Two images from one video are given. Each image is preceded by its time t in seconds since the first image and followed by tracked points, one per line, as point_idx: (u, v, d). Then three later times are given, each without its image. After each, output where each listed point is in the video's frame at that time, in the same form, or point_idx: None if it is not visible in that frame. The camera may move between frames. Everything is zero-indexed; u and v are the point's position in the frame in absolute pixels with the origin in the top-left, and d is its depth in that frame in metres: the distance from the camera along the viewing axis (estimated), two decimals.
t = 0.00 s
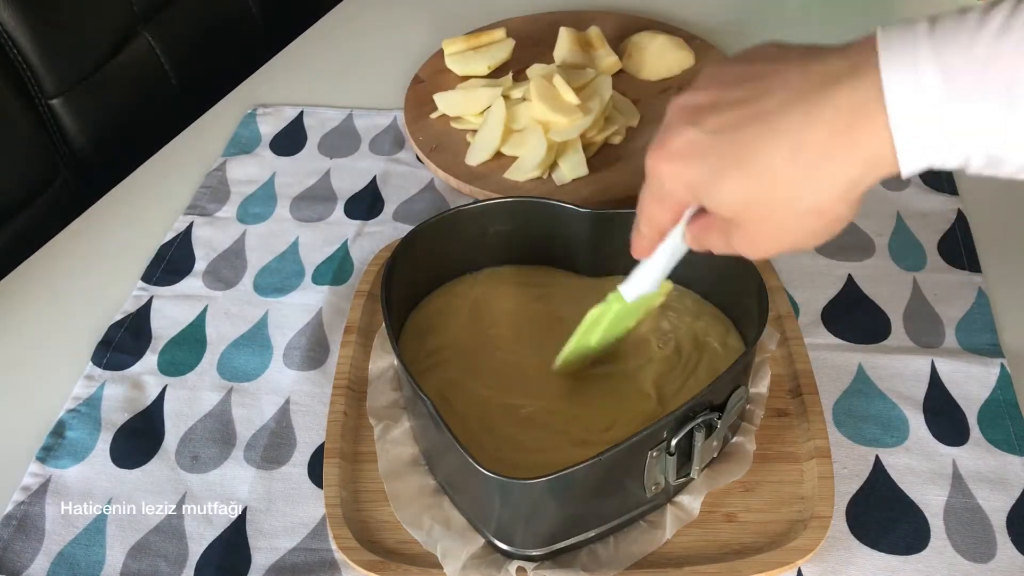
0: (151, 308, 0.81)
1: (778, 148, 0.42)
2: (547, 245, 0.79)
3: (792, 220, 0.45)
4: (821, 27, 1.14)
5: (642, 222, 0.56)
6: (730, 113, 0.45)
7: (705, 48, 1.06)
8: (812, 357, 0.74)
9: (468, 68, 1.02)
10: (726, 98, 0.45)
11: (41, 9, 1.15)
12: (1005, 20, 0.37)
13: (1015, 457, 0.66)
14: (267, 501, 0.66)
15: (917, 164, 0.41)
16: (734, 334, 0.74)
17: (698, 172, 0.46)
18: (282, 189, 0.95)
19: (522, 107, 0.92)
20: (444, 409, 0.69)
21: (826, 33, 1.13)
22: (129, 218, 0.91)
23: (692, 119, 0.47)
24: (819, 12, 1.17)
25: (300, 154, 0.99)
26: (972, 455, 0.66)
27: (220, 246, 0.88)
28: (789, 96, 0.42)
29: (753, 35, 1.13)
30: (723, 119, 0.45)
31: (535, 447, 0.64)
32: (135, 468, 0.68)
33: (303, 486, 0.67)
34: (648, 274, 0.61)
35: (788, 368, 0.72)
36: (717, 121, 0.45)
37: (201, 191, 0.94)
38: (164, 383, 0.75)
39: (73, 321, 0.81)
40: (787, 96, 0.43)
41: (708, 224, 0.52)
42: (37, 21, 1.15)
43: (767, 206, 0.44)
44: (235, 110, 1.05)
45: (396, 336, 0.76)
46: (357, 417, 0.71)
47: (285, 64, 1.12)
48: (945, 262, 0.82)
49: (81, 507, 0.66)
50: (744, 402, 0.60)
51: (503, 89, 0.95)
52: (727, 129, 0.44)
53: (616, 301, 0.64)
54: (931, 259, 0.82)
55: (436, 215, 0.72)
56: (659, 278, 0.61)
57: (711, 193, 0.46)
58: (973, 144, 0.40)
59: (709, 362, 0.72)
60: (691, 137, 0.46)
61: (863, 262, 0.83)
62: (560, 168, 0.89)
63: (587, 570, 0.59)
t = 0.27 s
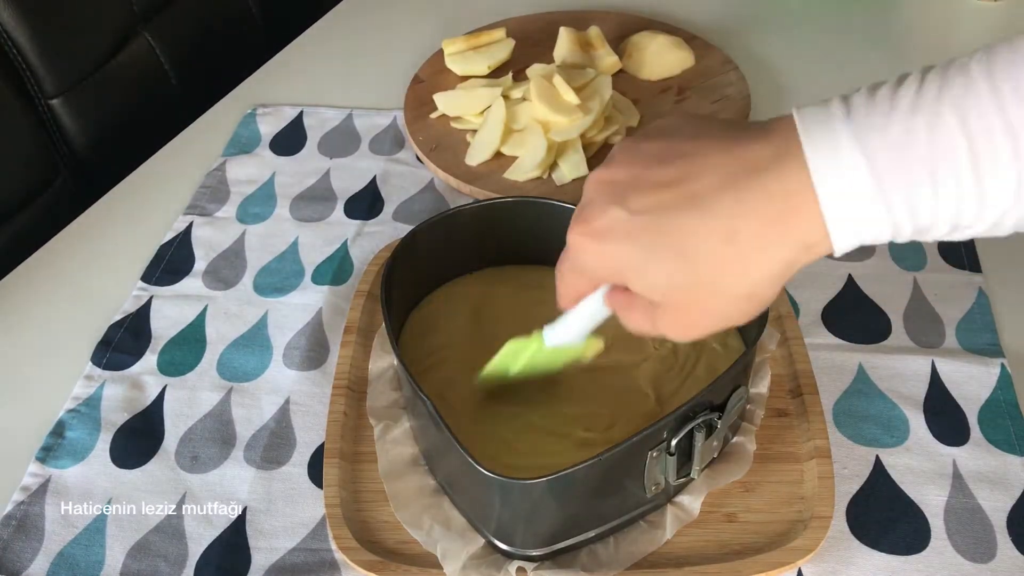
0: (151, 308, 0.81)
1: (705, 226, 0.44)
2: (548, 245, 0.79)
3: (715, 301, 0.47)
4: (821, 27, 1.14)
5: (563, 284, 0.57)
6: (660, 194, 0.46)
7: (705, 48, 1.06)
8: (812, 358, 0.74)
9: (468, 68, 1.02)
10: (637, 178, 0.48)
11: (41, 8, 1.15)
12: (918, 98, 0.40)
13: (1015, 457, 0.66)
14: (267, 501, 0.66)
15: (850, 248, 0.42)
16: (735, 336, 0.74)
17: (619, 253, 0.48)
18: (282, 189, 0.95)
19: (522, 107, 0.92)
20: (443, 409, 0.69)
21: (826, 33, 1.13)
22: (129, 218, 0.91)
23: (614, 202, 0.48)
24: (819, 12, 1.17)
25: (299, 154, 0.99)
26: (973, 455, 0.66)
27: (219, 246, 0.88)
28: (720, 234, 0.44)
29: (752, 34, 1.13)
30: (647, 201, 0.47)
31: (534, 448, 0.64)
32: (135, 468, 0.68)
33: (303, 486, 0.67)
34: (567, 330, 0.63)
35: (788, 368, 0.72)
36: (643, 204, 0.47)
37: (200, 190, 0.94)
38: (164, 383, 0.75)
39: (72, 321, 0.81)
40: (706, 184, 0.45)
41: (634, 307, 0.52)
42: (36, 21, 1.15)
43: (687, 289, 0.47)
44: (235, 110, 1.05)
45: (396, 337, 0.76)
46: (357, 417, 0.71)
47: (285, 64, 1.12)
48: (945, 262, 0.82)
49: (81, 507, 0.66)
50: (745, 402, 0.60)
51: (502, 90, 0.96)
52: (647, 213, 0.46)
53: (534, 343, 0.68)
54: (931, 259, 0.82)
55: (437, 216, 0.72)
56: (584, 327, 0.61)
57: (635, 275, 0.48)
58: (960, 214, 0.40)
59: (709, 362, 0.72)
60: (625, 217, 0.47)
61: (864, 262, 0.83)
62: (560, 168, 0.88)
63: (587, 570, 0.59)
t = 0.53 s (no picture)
0: (151, 308, 0.81)
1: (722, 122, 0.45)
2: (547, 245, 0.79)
3: (733, 211, 0.48)
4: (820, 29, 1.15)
5: (571, 209, 0.54)
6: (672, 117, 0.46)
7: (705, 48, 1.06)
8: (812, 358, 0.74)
9: (468, 68, 1.02)
10: (660, 96, 0.47)
11: (41, 8, 1.15)
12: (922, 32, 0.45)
13: (1016, 457, 0.66)
14: (267, 501, 0.66)
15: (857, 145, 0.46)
16: (734, 334, 0.74)
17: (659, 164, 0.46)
18: (281, 189, 0.95)
19: (522, 107, 0.92)
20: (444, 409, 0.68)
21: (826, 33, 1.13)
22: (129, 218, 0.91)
23: (633, 120, 0.47)
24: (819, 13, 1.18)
25: (299, 154, 0.99)
26: (973, 455, 0.66)
27: (219, 246, 0.88)
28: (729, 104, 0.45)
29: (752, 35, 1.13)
30: (675, 116, 0.46)
31: (534, 448, 0.64)
32: (135, 468, 0.68)
33: (303, 486, 0.67)
34: (568, 262, 0.60)
35: (788, 368, 0.72)
36: (671, 117, 0.46)
37: (200, 190, 0.94)
38: (164, 383, 0.75)
39: (73, 321, 0.81)
40: (743, 117, 0.45)
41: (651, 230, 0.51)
42: (36, 21, 1.15)
43: (709, 203, 0.47)
44: (235, 110, 1.05)
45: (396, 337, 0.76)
46: (357, 417, 0.71)
47: (285, 64, 1.12)
48: (946, 262, 0.82)
49: (81, 507, 0.66)
50: (745, 402, 0.60)
51: (503, 90, 0.96)
52: (675, 125, 0.46)
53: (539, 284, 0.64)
54: (932, 259, 0.82)
55: (437, 216, 0.72)
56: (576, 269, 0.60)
57: (660, 183, 0.47)
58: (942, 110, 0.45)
59: (709, 363, 0.72)
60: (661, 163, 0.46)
61: (864, 262, 0.83)
62: (560, 167, 0.88)
63: (587, 570, 0.59)
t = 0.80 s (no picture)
0: (151, 308, 0.81)
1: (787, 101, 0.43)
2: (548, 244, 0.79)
3: (818, 165, 0.45)
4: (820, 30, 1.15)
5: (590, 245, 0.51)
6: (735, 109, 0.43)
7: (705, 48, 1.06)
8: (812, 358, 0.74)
9: (467, 68, 1.02)
10: (697, 76, 0.44)
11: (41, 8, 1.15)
12: None
13: (1015, 457, 0.66)
14: (267, 501, 0.66)
15: (894, 106, 0.46)
16: (734, 331, 0.74)
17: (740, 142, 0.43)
18: (282, 189, 0.95)
19: (522, 107, 0.92)
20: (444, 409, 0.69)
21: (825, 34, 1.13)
22: (129, 218, 0.91)
23: (703, 113, 0.43)
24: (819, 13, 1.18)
25: (299, 154, 0.99)
26: (972, 455, 0.66)
27: (219, 246, 0.88)
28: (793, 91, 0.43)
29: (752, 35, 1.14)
30: (744, 101, 0.43)
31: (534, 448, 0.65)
32: (135, 468, 0.68)
33: (303, 486, 0.67)
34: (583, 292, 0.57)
35: (788, 368, 0.72)
36: (738, 103, 0.43)
37: (200, 190, 0.94)
38: (164, 383, 0.75)
39: (73, 321, 0.81)
40: (793, 81, 0.43)
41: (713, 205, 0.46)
42: (36, 21, 1.15)
43: (796, 172, 0.44)
44: (235, 110, 1.05)
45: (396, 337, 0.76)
46: (357, 417, 0.71)
47: (285, 64, 1.12)
48: (946, 262, 0.82)
49: (81, 507, 0.66)
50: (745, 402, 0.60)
51: (503, 90, 0.96)
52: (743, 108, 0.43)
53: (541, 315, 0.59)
54: (932, 259, 0.82)
55: (436, 217, 0.72)
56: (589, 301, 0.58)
57: (739, 163, 0.43)
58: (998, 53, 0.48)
59: (710, 363, 0.72)
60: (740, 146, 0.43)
61: (864, 262, 0.83)
62: (561, 168, 0.88)
63: (587, 570, 0.59)
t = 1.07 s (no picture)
0: (151, 308, 0.81)
1: None
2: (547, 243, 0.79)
3: (886, 66, 0.47)
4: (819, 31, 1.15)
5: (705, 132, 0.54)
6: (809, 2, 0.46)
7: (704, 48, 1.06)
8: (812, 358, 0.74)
9: (467, 68, 1.02)
10: None
11: (41, 9, 1.15)
12: None
13: (1016, 457, 0.66)
14: (267, 501, 0.66)
15: None
16: (735, 333, 0.74)
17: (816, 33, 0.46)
18: (282, 189, 0.95)
19: (522, 107, 0.91)
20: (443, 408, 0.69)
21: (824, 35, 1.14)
22: (129, 218, 0.91)
23: (756, 9, 0.48)
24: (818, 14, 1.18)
25: (299, 154, 0.99)
26: (972, 455, 0.66)
27: (219, 246, 0.88)
28: None
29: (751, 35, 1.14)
30: None
31: (534, 448, 0.64)
32: (136, 468, 0.68)
33: (303, 486, 0.67)
34: (712, 204, 0.62)
35: (788, 368, 0.72)
36: None
37: (200, 190, 0.94)
38: (164, 383, 0.75)
39: (73, 321, 0.81)
40: None
41: (803, 98, 0.51)
42: (36, 21, 1.15)
43: (855, 62, 0.47)
44: (235, 110, 1.05)
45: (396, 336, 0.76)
46: (357, 417, 0.71)
47: (285, 64, 1.12)
48: (946, 262, 0.82)
49: (81, 507, 0.66)
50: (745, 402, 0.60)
51: (503, 90, 0.95)
52: None
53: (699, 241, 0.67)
54: (932, 259, 0.82)
55: (436, 216, 0.72)
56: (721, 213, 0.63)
57: (804, 52, 0.47)
58: None
59: (710, 363, 0.72)
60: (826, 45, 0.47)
61: (863, 262, 0.83)
62: (560, 168, 0.88)
63: (587, 570, 0.59)
